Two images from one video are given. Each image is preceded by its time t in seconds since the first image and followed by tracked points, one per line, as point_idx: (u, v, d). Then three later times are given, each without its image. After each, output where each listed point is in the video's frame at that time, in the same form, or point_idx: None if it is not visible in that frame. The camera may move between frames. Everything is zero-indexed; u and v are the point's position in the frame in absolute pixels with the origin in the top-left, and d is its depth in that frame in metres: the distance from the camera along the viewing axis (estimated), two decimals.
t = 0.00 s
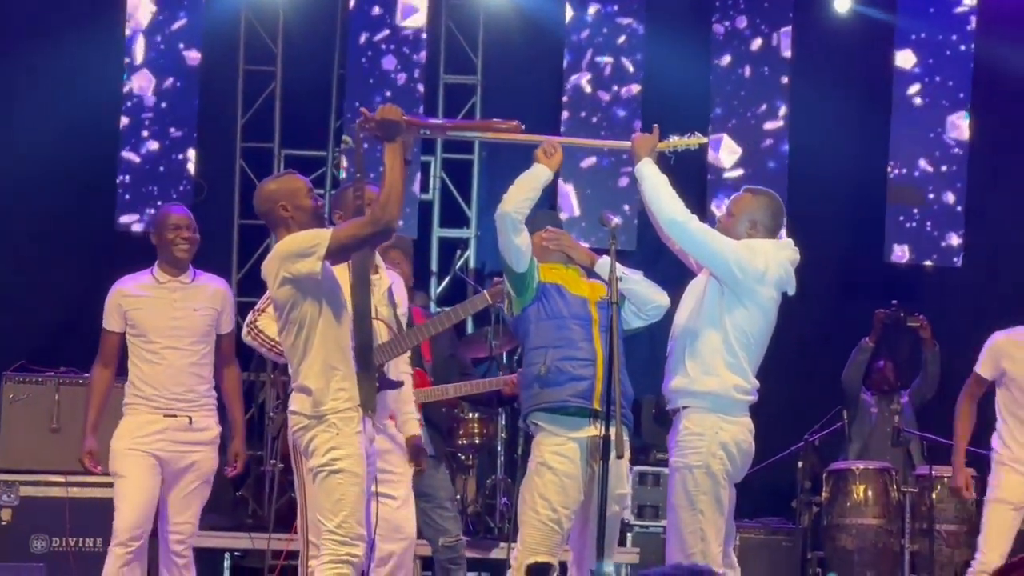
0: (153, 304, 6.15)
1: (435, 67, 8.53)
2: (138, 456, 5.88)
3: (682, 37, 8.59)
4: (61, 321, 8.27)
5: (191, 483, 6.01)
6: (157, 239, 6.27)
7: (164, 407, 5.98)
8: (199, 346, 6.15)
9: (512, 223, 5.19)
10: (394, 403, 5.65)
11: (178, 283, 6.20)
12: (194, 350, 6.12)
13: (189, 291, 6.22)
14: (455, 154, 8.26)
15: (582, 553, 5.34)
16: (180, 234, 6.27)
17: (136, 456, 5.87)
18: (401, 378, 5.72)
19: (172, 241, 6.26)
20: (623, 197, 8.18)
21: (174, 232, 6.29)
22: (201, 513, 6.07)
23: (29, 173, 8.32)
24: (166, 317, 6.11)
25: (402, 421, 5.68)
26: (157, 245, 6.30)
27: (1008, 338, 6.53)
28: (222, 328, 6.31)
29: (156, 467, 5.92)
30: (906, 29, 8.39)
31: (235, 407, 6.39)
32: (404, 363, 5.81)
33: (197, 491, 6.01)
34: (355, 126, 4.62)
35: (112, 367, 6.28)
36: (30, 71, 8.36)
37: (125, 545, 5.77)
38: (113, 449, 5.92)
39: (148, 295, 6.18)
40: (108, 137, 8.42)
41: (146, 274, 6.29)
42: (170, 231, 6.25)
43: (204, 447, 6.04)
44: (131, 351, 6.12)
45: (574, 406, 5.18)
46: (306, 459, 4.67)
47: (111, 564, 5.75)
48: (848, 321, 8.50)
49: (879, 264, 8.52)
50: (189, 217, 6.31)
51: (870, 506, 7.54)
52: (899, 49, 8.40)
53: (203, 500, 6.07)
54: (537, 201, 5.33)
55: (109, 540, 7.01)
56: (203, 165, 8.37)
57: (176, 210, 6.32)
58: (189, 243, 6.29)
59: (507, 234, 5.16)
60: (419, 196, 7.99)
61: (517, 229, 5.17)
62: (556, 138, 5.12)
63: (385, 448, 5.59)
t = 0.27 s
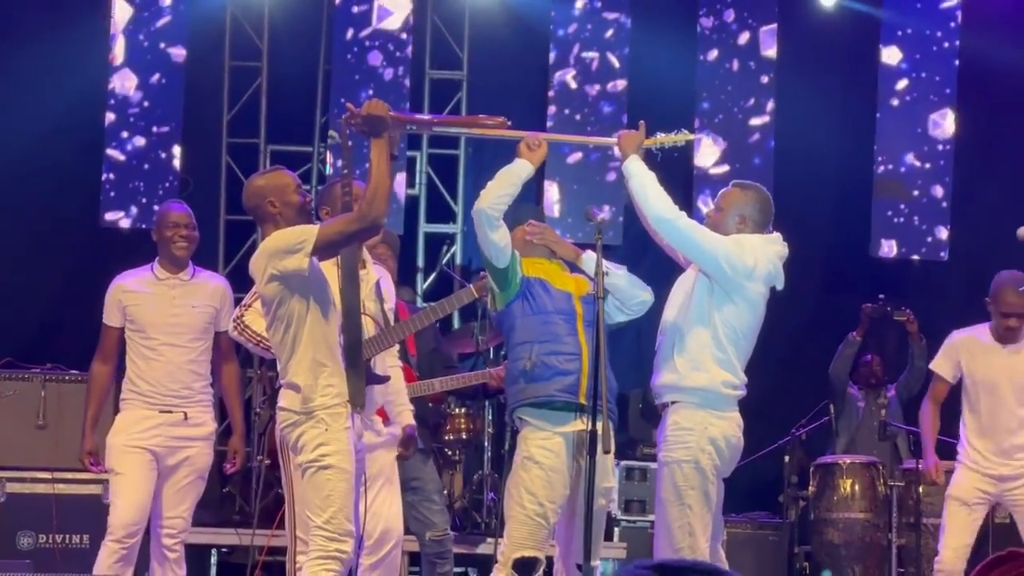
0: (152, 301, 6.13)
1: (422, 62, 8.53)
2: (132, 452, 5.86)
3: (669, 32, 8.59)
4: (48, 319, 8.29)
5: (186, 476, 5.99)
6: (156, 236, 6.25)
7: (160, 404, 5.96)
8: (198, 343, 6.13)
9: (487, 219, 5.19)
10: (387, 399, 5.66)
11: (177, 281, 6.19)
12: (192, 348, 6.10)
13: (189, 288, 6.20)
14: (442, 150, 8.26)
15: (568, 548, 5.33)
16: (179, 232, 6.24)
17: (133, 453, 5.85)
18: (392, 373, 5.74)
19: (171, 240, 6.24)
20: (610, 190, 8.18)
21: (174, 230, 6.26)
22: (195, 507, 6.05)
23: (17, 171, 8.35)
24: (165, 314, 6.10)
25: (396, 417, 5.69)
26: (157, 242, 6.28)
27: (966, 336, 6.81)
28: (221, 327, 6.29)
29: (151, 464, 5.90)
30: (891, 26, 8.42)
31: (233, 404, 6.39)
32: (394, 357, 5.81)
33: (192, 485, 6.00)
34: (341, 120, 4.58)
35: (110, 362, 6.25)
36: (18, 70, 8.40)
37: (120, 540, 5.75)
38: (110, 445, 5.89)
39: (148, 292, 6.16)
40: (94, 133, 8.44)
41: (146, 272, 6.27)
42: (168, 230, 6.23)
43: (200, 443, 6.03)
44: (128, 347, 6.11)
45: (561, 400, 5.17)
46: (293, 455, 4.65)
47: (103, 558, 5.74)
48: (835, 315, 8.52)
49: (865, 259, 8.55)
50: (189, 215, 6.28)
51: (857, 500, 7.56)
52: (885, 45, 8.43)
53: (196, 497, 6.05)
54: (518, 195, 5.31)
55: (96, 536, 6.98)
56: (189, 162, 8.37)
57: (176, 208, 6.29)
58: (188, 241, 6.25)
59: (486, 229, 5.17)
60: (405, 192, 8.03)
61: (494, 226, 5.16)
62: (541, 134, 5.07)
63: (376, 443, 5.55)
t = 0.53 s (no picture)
0: (143, 296, 6.11)
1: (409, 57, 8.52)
2: (120, 449, 5.85)
3: (656, 27, 8.58)
4: (35, 314, 8.30)
5: (174, 472, 5.98)
6: (146, 233, 6.22)
7: (148, 401, 5.95)
8: (189, 340, 6.12)
9: (468, 219, 5.20)
10: (375, 397, 5.61)
11: (168, 277, 6.17)
12: (182, 344, 6.09)
13: (180, 285, 6.18)
14: (429, 145, 8.26)
15: (556, 543, 5.36)
16: (168, 230, 6.19)
17: (121, 453, 5.85)
18: (381, 369, 5.75)
19: (161, 237, 6.20)
20: (598, 185, 8.21)
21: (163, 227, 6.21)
22: (183, 503, 6.04)
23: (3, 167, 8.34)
24: (155, 310, 6.08)
25: (384, 415, 5.63)
26: (148, 239, 6.25)
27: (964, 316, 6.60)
28: (212, 324, 6.25)
29: (139, 460, 5.90)
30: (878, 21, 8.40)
31: (224, 401, 6.35)
32: (383, 355, 5.81)
33: (179, 481, 5.99)
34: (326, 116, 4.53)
35: (101, 358, 6.25)
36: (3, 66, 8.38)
37: (109, 538, 5.77)
38: (98, 442, 5.90)
39: (138, 288, 6.14)
40: (81, 129, 8.43)
41: (139, 268, 6.25)
42: (157, 227, 6.19)
43: (188, 439, 6.01)
44: (119, 343, 6.09)
45: (546, 397, 5.16)
46: (281, 451, 4.66)
47: (92, 555, 5.76)
48: (822, 309, 8.52)
49: (852, 253, 8.56)
50: (179, 211, 6.24)
51: (844, 494, 7.57)
52: (872, 41, 8.41)
53: (185, 494, 6.05)
54: (495, 196, 5.34)
55: (84, 533, 6.97)
56: (176, 158, 8.38)
57: (166, 205, 6.24)
58: (177, 238, 6.21)
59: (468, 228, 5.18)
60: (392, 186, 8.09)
61: (475, 225, 5.18)
62: (527, 132, 5.06)
63: (364, 439, 5.62)
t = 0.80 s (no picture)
0: (133, 292, 6.11)
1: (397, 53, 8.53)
2: (109, 446, 5.84)
3: (644, 23, 8.62)
4: (24, 310, 8.32)
5: (162, 467, 5.97)
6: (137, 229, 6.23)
7: (136, 397, 5.93)
8: (178, 336, 6.10)
9: (455, 214, 5.23)
10: (364, 395, 5.69)
11: (158, 272, 6.16)
12: (172, 340, 6.07)
13: (169, 280, 6.15)
14: (417, 140, 8.28)
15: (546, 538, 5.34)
16: (159, 225, 6.20)
17: (109, 451, 5.83)
18: (370, 366, 5.75)
19: (151, 232, 6.20)
20: (585, 179, 8.18)
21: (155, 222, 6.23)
22: (172, 498, 6.03)
23: None
24: (144, 305, 6.08)
25: (372, 412, 5.71)
26: (139, 234, 6.26)
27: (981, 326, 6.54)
28: (202, 319, 6.22)
29: (128, 457, 5.89)
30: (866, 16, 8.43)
31: (216, 399, 6.32)
32: (372, 351, 5.81)
33: (167, 477, 5.97)
34: (315, 112, 4.55)
35: (89, 351, 6.25)
36: None
37: (97, 535, 5.76)
38: (87, 440, 5.88)
39: (128, 283, 6.14)
40: (69, 125, 8.44)
41: (129, 263, 6.24)
42: (149, 222, 6.20)
43: (177, 434, 5.99)
44: (108, 338, 6.08)
45: (534, 393, 5.16)
46: (270, 447, 4.66)
47: (80, 551, 5.76)
48: (809, 305, 8.55)
49: (840, 249, 8.57)
50: (170, 206, 6.24)
51: (832, 488, 7.58)
52: (861, 37, 8.43)
53: (173, 490, 6.04)
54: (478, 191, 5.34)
55: (72, 528, 6.98)
56: (163, 154, 8.40)
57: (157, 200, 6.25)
58: (168, 233, 6.22)
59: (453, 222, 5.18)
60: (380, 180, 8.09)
61: (461, 218, 5.22)
62: (514, 127, 5.03)
63: (353, 435, 5.61)
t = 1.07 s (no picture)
0: (124, 287, 6.07)
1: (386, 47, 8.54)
2: (99, 441, 5.83)
3: (633, 17, 8.63)
4: (14, 306, 8.32)
5: (152, 463, 5.96)
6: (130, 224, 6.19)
7: (126, 392, 5.92)
8: (169, 331, 6.08)
9: (446, 208, 5.17)
10: (356, 390, 5.70)
11: (150, 267, 6.14)
12: (163, 335, 6.06)
13: (161, 276, 6.15)
14: (407, 135, 8.32)
15: (536, 534, 5.24)
16: (151, 220, 6.17)
17: (99, 446, 5.82)
18: (362, 361, 5.73)
19: (144, 227, 6.17)
20: (577, 173, 8.20)
21: (147, 217, 6.19)
22: (162, 493, 6.02)
23: None
24: (135, 300, 6.04)
25: (366, 408, 5.72)
26: (132, 229, 6.22)
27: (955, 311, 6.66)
28: (192, 316, 6.23)
29: (118, 453, 5.88)
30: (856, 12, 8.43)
31: (203, 397, 6.31)
32: (363, 345, 5.78)
33: (156, 473, 5.97)
34: (304, 107, 4.59)
35: (79, 346, 6.23)
36: None
37: (87, 531, 5.76)
38: (77, 435, 5.87)
39: (120, 278, 6.10)
40: (58, 120, 8.44)
41: (121, 257, 6.21)
42: (142, 217, 6.16)
43: (167, 429, 5.99)
44: (98, 332, 6.04)
45: (525, 387, 5.12)
46: (259, 441, 4.64)
47: (71, 547, 5.75)
48: (800, 298, 8.57)
49: (830, 243, 8.60)
50: (162, 202, 6.19)
51: (823, 482, 7.57)
52: (851, 33, 8.43)
53: (163, 484, 6.02)
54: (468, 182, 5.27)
55: (63, 525, 6.94)
56: (153, 149, 8.41)
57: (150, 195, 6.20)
58: (160, 228, 6.19)
59: (445, 217, 5.14)
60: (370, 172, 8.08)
61: (452, 212, 5.14)
62: (504, 122, 5.02)
63: (343, 431, 5.56)
